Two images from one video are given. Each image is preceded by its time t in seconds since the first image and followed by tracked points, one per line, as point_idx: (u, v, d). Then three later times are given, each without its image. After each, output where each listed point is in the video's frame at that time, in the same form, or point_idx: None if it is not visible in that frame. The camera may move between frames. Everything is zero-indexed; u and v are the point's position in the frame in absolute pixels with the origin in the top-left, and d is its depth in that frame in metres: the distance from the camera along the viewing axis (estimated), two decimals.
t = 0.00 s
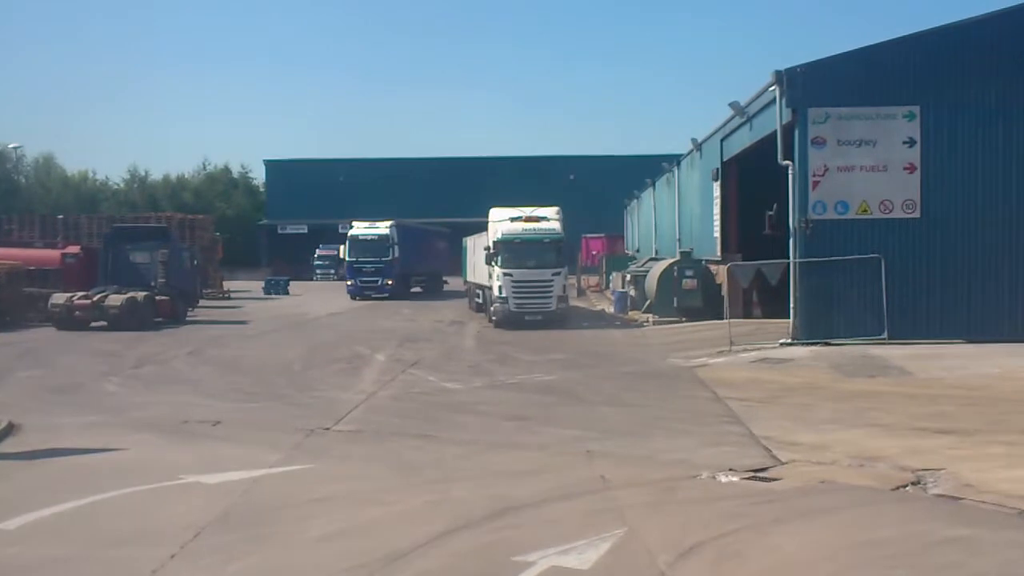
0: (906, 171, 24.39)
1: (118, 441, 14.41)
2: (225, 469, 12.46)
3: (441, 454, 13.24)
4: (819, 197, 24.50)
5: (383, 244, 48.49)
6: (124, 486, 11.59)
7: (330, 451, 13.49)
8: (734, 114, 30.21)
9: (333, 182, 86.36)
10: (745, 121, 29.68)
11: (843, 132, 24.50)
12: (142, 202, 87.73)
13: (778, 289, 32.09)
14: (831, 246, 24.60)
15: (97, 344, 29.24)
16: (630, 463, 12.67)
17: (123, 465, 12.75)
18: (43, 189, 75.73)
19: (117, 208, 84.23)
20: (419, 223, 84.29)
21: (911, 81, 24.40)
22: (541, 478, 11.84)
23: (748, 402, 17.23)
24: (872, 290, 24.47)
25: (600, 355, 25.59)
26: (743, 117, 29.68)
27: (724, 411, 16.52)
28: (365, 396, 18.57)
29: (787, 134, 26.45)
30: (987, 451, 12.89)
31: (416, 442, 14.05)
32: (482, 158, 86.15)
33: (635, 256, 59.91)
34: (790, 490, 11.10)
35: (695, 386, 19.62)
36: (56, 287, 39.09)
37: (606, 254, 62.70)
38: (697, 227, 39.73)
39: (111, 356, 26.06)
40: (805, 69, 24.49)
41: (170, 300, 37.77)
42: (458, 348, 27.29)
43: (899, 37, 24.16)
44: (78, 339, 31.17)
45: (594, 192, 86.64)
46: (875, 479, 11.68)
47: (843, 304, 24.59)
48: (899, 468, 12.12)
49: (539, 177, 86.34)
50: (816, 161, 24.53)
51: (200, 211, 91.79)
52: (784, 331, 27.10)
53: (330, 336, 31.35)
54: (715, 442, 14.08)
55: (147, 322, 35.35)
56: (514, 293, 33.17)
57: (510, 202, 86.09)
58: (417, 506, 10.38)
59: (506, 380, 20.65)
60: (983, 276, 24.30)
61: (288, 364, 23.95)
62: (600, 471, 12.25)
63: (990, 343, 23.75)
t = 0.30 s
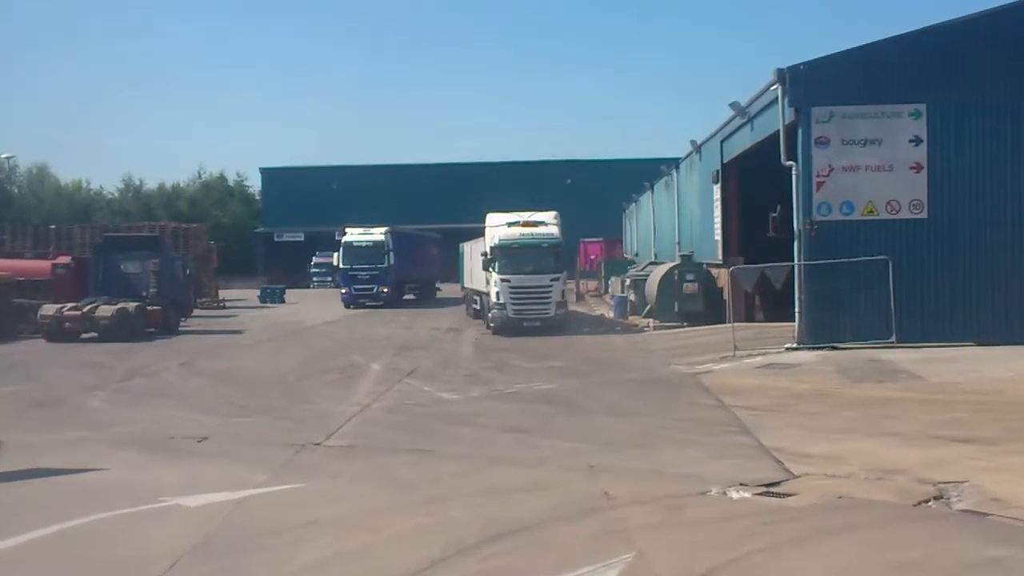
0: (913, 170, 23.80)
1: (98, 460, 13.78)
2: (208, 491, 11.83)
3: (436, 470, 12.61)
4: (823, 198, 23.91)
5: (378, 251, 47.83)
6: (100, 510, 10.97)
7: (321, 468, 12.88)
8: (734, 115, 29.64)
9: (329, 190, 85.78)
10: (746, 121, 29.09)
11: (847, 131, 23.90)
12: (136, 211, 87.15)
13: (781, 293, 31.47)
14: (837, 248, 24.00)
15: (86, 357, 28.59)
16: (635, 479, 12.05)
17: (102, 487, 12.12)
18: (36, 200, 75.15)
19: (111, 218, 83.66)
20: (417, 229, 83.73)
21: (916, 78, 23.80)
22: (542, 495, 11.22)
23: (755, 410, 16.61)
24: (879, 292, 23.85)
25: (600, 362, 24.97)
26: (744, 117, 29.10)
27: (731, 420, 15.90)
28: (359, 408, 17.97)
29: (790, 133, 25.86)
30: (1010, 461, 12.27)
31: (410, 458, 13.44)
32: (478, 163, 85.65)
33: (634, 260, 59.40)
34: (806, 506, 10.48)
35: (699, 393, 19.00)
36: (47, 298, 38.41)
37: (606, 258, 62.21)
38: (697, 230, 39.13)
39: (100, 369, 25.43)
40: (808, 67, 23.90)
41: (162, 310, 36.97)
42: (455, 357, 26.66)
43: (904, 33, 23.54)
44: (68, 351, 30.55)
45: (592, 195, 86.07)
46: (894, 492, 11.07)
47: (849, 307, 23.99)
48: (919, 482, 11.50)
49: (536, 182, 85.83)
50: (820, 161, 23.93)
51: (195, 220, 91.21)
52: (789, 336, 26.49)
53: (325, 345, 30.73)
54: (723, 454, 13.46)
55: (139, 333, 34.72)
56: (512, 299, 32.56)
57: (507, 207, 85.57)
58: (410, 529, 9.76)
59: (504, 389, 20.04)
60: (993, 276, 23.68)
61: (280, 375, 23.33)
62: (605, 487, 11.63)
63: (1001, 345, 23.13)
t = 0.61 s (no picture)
0: (925, 161, 23.09)
1: (74, 461, 13.07)
2: (189, 497, 11.13)
3: (431, 474, 11.91)
4: (832, 189, 23.20)
5: (374, 244, 46.97)
6: (73, 519, 10.27)
7: (309, 472, 12.19)
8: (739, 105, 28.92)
9: (327, 182, 85.02)
10: (752, 111, 28.35)
11: (857, 121, 23.18)
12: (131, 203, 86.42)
13: (786, 288, 30.78)
14: (846, 241, 23.29)
15: (74, 350, 27.87)
16: (642, 485, 11.36)
17: (77, 493, 11.41)
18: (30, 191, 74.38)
19: (106, 210, 82.90)
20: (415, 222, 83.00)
21: (929, 66, 23.08)
22: (544, 504, 10.52)
23: (765, 410, 15.92)
24: (890, 287, 23.14)
25: (602, 357, 24.27)
26: (750, 107, 28.36)
27: (740, 420, 15.20)
28: (352, 406, 17.27)
29: (798, 123, 25.14)
30: None
31: (405, 461, 12.74)
32: (477, 155, 84.87)
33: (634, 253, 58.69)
34: (826, 517, 9.80)
35: (705, 391, 18.30)
36: (36, 291, 37.47)
37: (606, 252, 61.54)
38: (700, 223, 38.39)
39: (87, 363, 24.72)
40: (817, 54, 23.18)
41: (154, 302, 36.18)
42: (453, 352, 25.97)
43: (918, 19, 22.82)
44: (56, 344, 29.83)
45: (591, 188, 85.31)
46: (919, 502, 10.39)
47: (859, 302, 23.28)
48: (944, 489, 10.81)
49: (536, 175, 85.08)
50: (829, 152, 23.22)
51: (192, 212, 90.47)
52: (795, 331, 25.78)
53: (319, 339, 30.03)
54: (734, 458, 12.76)
55: (130, 326, 33.98)
56: (511, 292, 31.85)
57: (506, 199, 84.85)
58: (403, 542, 9.06)
59: (503, 387, 19.33)
60: (1007, 270, 22.98)
61: (271, 371, 22.62)
62: (611, 494, 10.93)
63: (1015, 342, 22.43)
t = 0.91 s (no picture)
0: (935, 163, 22.42)
1: (46, 473, 12.35)
2: (164, 514, 10.41)
3: (423, 491, 11.21)
4: (840, 192, 22.52)
5: (368, 245, 46.24)
6: (37, 539, 9.54)
7: (294, 487, 11.48)
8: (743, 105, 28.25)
9: (322, 182, 84.29)
10: (757, 112, 27.66)
11: (866, 122, 22.51)
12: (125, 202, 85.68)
13: (790, 293, 30.07)
14: (854, 245, 22.61)
15: (59, 352, 27.14)
16: (648, 504, 10.65)
17: (45, 509, 10.69)
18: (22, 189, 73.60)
19: (99, 209, 82.13)
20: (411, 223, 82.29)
21: (940, 65, 22.40)
22: (544, 525, 9.82)
23: (773, 422, 15.22)
24: (898, 293, 22.46)
25: (601, 364, 23.57)
26: (754, 107, 27.67)
27: (748, 433, 14.51)
28: (342, 414, 16.57)
29: (805, 123, 24.46)
30: None
31: (396, 475, 12.03)
32: (474, 156, 84.15)
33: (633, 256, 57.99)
34: (847, 542, 9.10)
35: (710, 401, 17.60)
36: (23, 291, 36.47)
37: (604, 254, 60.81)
38: (701, 226, 37.68)
39: (70, 366, 24.01)
40: (825, 52, 22.50)
41: (144, 303, 35.42)
42: (448, 357, 25.27)
43: (929, 17, 22.14)
44: (41, 346, 29.10)
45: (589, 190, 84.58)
46: (945, 525, 9.69)
47: (866, 308, 22.60)
48: (971, 512, 10.12)
49: (534, 176, 84.36)
50: (837, 153, 22.55)
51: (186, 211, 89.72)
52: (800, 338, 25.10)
53: (311, 342, 29.32)
54: (744, 474, 12.06)
55: (118, 328, 33.24)
56: (508, 295, 31.13)
57: (503, 200, 84.15)
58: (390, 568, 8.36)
59: (499, 394, 18.63)
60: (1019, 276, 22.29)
61: (260, 375, 21.91)
62: (615, 514, 10.23)
63: None
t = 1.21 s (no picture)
0: (945, 159, 21.72)
1: (13, 489, 11.60)
2: (134, 535, 9.65)
3: (414, 508, 10.48)
4: (847, 189, 21.80)
5: (362, 245, 45.50)
6: None
7: (276, 504, 10.73)
8: (746, 100, 27.54)
9: (318, 181, 83.51)
10: (760, 106, 26.94)
11: (875, 116, 21.79)
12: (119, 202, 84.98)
13: (794, 293, 29.30)
14: (862, 244, 21.89)
15: (43, 356, 26.39)
16: (656, 523, 9.92)
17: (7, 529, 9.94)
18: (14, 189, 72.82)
19: (93, 208, 81.35)
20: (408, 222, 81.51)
21: (951, 58, 21.69)
22: (544, 547, 9.09)
23: (785, 430, 14.49)
24: (908, 293, 21.74)
25: (602, 366, 22.83)
26: (758, 102, 26.95)
27: (759, 442, 13.78)
28: (332, 422, 15.83)
29: (811, 118, 23.76)
30: None
31: (386, 489, 11.30)
32: (471, 155, 83.41)
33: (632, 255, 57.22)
34: (873, 566, 8.39)
35: (716, 406, 16.88)
36: (12, 294, 35.57)
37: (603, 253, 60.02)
38: (702, 224, 36.95)
39: (55, 370, 23.29)
40: (832, 45, 21.79)
41: (133, 305, 34.65)
42: (444, 359, 24.55)
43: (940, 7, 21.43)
44: (26, 349, 28.36)
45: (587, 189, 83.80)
46: (979, 547, 8.95)
47: (875, 309, 21.88)
48: (1003, 531, 9.40)
49: (531, 175, 83.60)
50: (845, 149, 21.83)
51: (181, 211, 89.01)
52: (806, 340, 24.37)
53: (303, 344, 28.57)
54: (757, 487, 11.34)
55: (106, 330, 32.50)
56: (505, 296, 30.39)
57: (500, 199, 83.38)
58: None
59: (496, 400, 17.89)
60: None
61: (249, 380, 21.16)
62: (620, 534, 9.49)
63: None
